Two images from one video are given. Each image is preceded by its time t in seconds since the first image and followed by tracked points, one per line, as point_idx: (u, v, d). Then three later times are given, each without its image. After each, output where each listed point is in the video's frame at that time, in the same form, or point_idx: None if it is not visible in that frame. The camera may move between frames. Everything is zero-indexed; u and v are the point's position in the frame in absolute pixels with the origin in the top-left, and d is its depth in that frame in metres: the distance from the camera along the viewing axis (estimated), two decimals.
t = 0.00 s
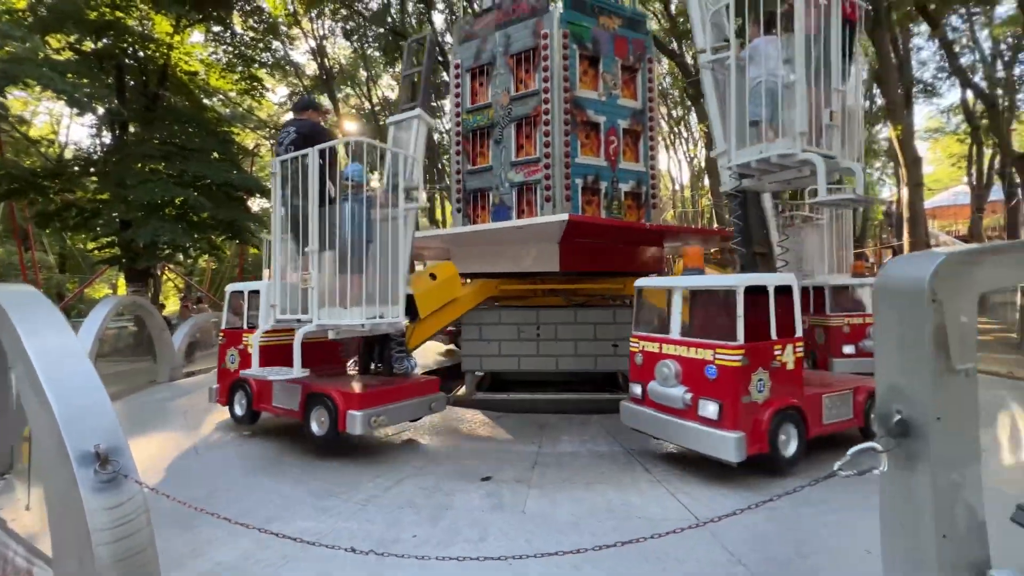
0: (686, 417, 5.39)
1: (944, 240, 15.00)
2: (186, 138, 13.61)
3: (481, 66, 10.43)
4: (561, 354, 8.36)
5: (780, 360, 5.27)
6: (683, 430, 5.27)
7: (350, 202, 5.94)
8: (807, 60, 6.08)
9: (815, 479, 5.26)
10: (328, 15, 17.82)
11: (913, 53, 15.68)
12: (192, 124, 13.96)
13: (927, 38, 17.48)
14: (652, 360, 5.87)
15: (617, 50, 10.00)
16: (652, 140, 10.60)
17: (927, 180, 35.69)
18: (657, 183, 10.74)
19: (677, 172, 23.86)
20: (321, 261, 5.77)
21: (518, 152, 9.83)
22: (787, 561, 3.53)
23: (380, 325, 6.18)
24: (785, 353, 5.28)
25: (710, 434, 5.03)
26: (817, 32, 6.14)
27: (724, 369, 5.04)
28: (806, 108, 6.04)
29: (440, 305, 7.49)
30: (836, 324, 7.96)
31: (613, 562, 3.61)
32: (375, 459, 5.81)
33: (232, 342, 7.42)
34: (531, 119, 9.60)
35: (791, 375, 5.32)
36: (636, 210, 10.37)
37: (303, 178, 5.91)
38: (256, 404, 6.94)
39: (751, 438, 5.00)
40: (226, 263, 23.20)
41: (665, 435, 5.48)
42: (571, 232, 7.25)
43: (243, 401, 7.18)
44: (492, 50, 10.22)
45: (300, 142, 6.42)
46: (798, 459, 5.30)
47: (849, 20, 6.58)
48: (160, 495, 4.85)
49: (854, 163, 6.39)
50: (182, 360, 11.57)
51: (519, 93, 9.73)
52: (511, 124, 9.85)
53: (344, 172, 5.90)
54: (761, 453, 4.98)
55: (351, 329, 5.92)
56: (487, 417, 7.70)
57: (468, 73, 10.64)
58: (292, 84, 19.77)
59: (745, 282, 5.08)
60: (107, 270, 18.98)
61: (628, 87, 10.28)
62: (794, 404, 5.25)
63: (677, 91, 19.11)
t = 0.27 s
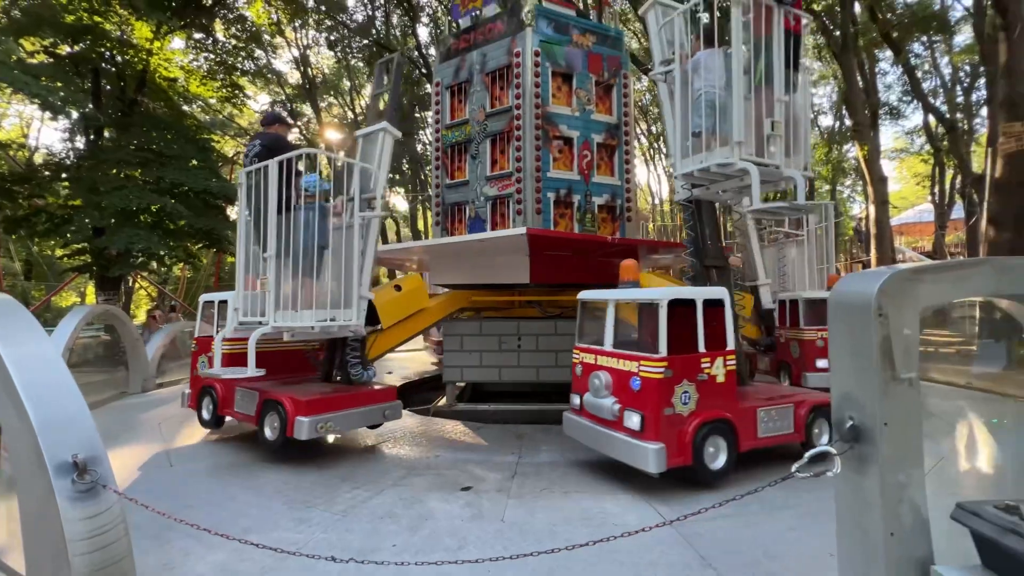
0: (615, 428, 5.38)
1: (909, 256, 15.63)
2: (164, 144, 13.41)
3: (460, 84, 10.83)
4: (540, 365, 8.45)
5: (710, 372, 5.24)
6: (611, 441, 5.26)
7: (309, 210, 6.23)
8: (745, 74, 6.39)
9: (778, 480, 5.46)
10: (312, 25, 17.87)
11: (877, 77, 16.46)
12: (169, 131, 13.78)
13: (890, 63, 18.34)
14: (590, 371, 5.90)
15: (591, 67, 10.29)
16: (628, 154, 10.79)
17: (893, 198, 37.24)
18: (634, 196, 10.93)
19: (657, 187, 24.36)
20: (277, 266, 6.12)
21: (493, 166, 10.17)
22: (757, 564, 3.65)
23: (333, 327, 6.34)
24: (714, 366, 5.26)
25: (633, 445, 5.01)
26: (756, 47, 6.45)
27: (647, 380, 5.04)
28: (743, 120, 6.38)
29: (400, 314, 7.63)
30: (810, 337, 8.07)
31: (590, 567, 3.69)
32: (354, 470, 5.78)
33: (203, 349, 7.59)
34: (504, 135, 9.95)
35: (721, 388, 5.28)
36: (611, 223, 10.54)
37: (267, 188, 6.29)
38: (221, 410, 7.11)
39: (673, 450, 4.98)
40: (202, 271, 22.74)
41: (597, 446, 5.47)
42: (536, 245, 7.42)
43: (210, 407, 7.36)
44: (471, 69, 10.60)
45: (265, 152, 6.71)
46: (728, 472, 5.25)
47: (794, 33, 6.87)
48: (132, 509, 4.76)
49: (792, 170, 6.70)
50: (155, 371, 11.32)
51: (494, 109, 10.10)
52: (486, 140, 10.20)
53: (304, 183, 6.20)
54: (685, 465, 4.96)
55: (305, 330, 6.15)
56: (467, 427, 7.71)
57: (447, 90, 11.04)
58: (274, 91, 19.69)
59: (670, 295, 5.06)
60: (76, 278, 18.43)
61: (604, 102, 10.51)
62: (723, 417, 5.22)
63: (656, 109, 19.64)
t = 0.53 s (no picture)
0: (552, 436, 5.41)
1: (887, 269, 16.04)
2: (149, 149, 13.25)
3: (445, 98, 11.07)
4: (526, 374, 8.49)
5: (645, 383, 5.22)
6: (546, 449, 5.30)
7: (272, 215, 6.48)
8: (697, 77, 6.25)
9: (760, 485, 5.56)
10: (302, 34, 17.90)
11: (855, 97, 17.01)
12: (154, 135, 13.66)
13: (867, 84, 18.95)
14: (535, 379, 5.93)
15: (573, 79, 10.43)
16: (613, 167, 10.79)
17: (871, 213, 38.22)
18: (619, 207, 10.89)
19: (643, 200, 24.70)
20: (243, 267, 6.41)
21: (474, 178, 10.36)
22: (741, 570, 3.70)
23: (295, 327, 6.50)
24: (650, 377, 5.24)
25: (563, 454, 5.04)
26: (706, 51, 6.34)
27: (578, 390, 5.06)
28: (694, 124, 6.22)
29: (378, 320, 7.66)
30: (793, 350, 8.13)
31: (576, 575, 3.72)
32: (339, 479, 5.72)
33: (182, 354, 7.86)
34: (485, 147, 10.14)
35: (656, 400, 5.26)
36: (593, 234, 10.51)
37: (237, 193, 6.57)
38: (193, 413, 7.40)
39: (602, 460, 4.98)
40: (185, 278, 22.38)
41: (537, 454, 5.51)
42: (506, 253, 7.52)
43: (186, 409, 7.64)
44: (455, 84, 10.86)
45: (240, 161, 6.92)
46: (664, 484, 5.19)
47: (749, 35, 6.69)
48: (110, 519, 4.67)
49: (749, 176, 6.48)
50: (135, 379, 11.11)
51: (476, 122, 10.32)
52: (469, 152, 10.41)
53: (269, 189, 6.47)
54: (613, 475, 4.95)
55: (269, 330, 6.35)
56: (454, 436, 7.68)
57: (434, 104, 11.28)
58: (262, 99, 19.64)
59: (602, 305, 5.11)
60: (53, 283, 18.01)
61: (587, 113, 10.65)
62: (658, 428, 5.18)
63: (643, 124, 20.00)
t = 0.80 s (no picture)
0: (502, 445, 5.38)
1: (881, 281, 16.14)
2: (146, 155, 13.25)
3: (440, 110, 11.29)
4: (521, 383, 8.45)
5: (594, 392, 5.15)
6: (494, 457, 5.29)
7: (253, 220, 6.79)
8: (659, 80, 6.30)
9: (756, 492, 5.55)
10: (301, 42, 18.01)
11: (847, 111, 17.23)
12: (151, 140, 13.66)
13: (860, 98, 19.24)
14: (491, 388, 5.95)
15: (563, 88, 10.50)
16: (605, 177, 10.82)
17: (865, 225, 38.56)
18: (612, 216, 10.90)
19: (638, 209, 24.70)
20: (225, 268, 6.79)
21: (465, 188, 10.52)
22: None
23: (270, 327, 6.81)
24: (598, 386, 5.16)
25: (505, 462, 5.03)
26: (666, 54, 6.35)
27: (520, 398, 5.04)
28: (655, 127, 6.25)
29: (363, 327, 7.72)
30: (787, 362, 8.01)
31: None
32: (333, 488, 5.67)
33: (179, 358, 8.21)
34: (474, 157, 10.30)
35: (604, 410, 5.16)
36: (584, 242, 10.51)
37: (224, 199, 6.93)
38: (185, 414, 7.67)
39: (544, 469, 4.93)
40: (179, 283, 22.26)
41: (488, 463, 5.48)
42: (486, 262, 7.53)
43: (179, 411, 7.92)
44: (450, 96, 11.03)
45: (228, 167, 7.30)
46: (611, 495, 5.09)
47: (717, 37, 6.68)
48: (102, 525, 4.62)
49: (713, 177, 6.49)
50: (128, 386, 11.02)
51: (468, 133, 10.47)
52: (460, 162, 10.60)
53: (249, 195, 6.78)
54: (555, 484, 4.90)
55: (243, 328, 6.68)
56: (449, 444, 7.64)
57: (430, 116, 11.50)
58: (260, 106, 19.71)
59: (545, 314, 5.12)
60: (47, 287, 17.89)
61: (578, 122, 10.70)
62: (605, 439, 5.09)
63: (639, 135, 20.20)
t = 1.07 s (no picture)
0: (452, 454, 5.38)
1: (879, 293, 16.16)
2: (148, 162, 13.29)
3: (438, 123, 11.49)
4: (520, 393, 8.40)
5: (539, 402, 5.12)
6: (442, 466, 5.31)
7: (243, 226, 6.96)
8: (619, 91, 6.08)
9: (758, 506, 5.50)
10: (303, 52, 18.14)
11: (844, 124, 17.39)
12: (153, 147, 13.74)
13: (857, 111, 19.41)
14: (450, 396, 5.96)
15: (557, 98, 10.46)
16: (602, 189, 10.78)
17: (862, 237, 38.69)
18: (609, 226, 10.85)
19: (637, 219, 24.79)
20: (216, 273, 6.98)
21: (459, 199, 10.62)
22: None
23: (253, 328, 6.87)
24: (545, 397, 5.13)
25: (448, 471, 5.03)
26: (628, 62, 6.09)
27: (464, 407, 5.04)
28: (616, 138, 6.03)
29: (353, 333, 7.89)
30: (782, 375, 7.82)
31: None
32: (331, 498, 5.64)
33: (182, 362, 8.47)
34: (467, 169, 10.41)
35: (550, 421, 5.12)
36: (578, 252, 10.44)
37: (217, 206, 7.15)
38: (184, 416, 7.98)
39: (485, 479, 4.94)
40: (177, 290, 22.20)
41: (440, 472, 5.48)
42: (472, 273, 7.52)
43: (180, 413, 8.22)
44: (446, 110, 11.21)
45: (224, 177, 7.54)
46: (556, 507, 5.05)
47: (684, 44, 6.34)
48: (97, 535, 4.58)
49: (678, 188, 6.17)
50: (125, 392, 10.97)
51: (462, 144, 10.59)
52: (455, 174, 10.71)
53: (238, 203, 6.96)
54: (496, 494, 4.90)
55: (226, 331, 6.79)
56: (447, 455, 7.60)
57: (428, 130, 11.72)
58: (262, 114, 19.83)
59: (488, 324, 5.07)
60: (45, 293, 17.84)
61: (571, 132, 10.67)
62: (550, 450, 5.05)
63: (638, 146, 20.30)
